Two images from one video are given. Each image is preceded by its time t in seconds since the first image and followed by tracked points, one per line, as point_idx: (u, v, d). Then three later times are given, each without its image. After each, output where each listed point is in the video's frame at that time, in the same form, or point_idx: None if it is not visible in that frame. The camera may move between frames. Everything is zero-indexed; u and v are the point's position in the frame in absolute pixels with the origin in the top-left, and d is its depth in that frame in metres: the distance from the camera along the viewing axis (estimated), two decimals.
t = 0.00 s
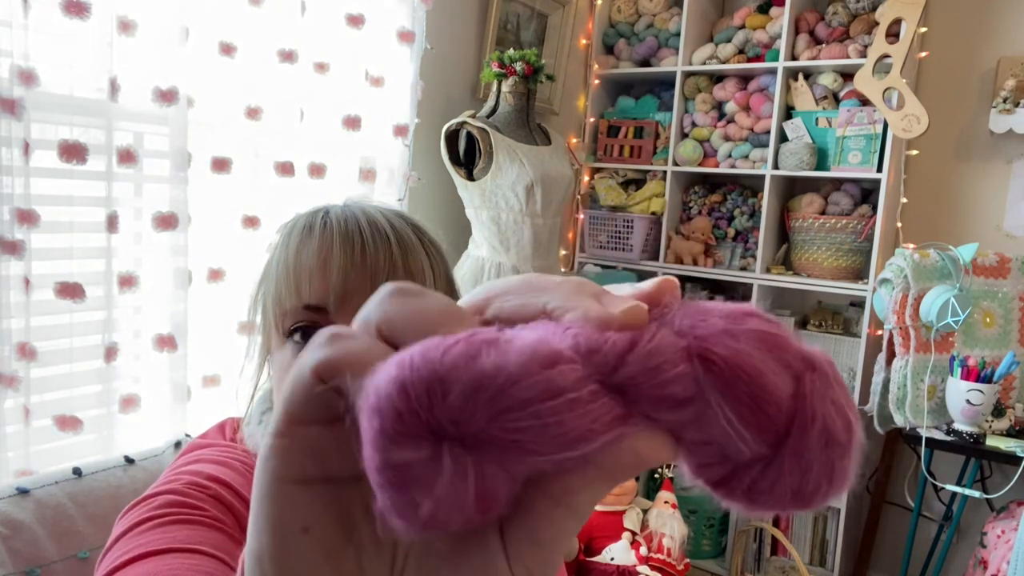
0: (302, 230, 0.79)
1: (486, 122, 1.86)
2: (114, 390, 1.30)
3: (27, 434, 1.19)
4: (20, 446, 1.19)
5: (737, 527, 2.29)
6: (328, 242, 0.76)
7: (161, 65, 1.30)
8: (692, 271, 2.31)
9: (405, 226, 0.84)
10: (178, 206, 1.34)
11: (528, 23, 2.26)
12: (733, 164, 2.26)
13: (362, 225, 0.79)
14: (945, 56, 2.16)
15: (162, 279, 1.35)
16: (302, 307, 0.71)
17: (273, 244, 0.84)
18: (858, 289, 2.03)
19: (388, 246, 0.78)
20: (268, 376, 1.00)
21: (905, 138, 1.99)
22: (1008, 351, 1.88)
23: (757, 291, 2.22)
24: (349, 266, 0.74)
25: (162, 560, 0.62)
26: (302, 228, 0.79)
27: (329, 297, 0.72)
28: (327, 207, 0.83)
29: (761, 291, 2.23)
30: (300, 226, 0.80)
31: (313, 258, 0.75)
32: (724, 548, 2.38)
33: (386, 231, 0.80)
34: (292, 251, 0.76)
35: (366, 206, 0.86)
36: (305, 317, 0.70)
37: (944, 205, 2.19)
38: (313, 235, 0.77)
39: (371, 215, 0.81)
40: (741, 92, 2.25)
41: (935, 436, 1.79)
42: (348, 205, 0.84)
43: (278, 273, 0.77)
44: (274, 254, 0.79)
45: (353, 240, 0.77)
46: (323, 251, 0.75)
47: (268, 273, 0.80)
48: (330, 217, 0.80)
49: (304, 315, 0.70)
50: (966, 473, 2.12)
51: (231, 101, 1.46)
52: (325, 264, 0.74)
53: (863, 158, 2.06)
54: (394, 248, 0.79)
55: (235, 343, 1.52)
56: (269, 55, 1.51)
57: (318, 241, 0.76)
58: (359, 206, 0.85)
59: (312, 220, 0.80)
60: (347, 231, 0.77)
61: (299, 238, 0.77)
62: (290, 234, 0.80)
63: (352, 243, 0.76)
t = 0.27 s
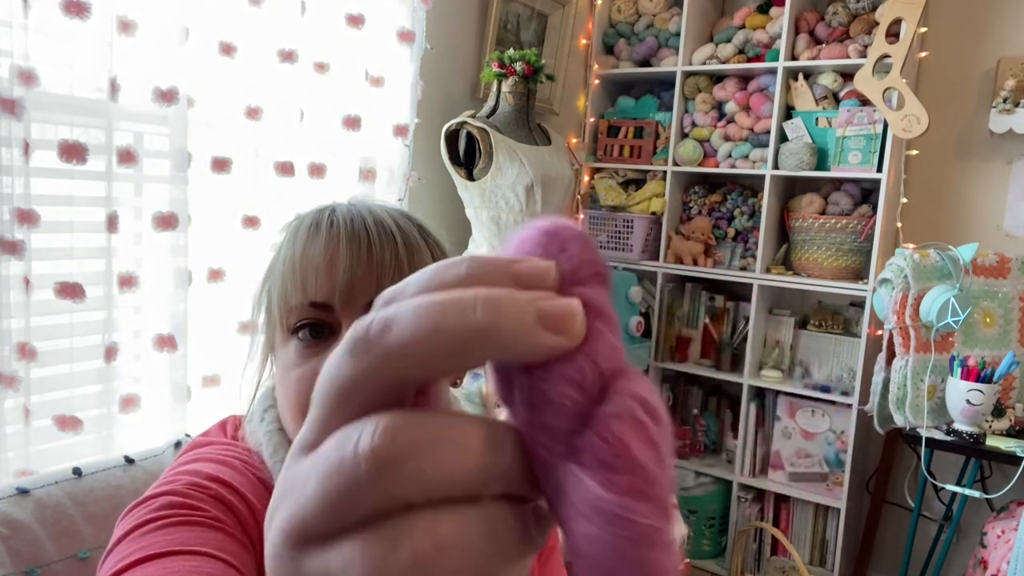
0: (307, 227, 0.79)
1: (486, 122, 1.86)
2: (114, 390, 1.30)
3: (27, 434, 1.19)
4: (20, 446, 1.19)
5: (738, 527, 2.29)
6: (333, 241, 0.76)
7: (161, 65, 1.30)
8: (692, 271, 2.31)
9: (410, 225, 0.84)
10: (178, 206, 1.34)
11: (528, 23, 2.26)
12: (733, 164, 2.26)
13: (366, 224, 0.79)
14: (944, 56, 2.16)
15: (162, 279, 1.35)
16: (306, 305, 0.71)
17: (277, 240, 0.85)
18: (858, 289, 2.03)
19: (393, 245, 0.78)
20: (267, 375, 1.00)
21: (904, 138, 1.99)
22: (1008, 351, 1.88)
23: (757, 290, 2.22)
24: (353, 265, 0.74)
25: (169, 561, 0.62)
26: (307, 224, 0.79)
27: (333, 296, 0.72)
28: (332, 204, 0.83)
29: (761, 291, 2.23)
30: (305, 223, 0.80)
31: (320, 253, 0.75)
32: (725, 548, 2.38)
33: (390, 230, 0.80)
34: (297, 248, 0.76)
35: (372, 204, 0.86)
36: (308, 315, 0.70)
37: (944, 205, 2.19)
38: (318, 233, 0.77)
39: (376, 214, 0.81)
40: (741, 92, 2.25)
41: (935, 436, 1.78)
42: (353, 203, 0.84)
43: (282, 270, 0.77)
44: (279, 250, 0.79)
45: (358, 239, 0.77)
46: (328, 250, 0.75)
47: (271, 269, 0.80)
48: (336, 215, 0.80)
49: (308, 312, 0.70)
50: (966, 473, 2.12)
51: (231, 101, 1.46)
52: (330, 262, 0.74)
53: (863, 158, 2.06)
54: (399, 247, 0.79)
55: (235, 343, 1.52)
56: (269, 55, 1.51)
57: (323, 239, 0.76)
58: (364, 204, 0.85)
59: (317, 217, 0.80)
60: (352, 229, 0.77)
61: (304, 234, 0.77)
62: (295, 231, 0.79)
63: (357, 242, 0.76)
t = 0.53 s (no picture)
0: (308, 226, 0.79)
1: (486, 122, 1.86)
2: (114, 390, 1.30)
3: (26, 434, 1.19)
4: (20, 446, 1.19)
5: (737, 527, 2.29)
6: (334, 240, 0.76)
7: (161, 65, 1.30)
8: (692, 271, 2.32)
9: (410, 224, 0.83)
10: (178, 206, 1.34)
11: (528, 23, 2.26)
12: (733, 164, 2.26)
13: (367, 224, 0.79)
14: (944, 56, 2.16)
15: (162, 279, 1.35)
16: (307, 304, 0.71)
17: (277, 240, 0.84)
18: (858, 288, 2.03)
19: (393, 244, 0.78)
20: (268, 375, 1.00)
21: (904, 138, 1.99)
22: (1008, 351, 1.88)
23: (757, 291, 2.22)
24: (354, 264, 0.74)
25: (166, 564, 0.62)
26: (307, 224, 0.79)
27: (334, 295, 0.72)
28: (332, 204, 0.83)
29: (761, 291, 2.23)
30: (305, 222, 0.80)
31: (321, 253, 0.75)
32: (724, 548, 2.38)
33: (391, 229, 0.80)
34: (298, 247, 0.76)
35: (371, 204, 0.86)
36: (310, 313, 0.71)
37: (944, 205, 2.19)
38: (318, 232, 0.77)
39: (376, 213, 0.81)
40: (741, 92, 2.25)
41: (935, 436, 1.78)
42: (352, 203, 0.84)
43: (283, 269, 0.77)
44: (280, 250, 0.79)
45: (359, 238, 0.77)
46: (329, 249, 0.75)
47: (272, 269, 0.80)
48: (336, 215, 0.80)
49: (310, 311, 0.70)
50: (966, 473, 2.12)
51: (231, 101, 1.46)
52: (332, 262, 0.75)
53: (863, 158, 2.06)
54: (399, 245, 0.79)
55: (235, 343, 1.52)
56: (269, 55, 1.51)
57: (324, 239, 0.76)
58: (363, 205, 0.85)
59: (317, 217, 0.80)
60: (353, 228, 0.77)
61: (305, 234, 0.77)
62: (296, 230, 0.79)
63: (358, 241, 0.76)
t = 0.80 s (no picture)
0: (306, 227, 0.79)
1: (486, 122, 1.86)
2: (114, 390, 1.30)
3: (27, 434, 1.19)
4: (20, 446, 1.19)
5: (737, 527, 2.29)
6: (333, 240, 0.77)
7: (161, 65, 1.30)
8: (692, 271, 2.32)
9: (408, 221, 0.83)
10: (178, 206, 1.34)
11: (528, 23, 2.26)
12: (733, 164, 2.26)
13: (366, 223, 0.79)
14: (944, 56, 2.16)
15: (162, 279, 1.35)
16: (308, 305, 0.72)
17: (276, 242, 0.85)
18: (858, 289, 2.03)
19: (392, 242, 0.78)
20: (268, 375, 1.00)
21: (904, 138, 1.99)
22: (1008, 351, 1.88)
23: (757, 291, 2.22)
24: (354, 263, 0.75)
25: (165, 566, 0.62)
26: (306, 225, 0.79)
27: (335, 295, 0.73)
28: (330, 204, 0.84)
29: (761, 291, 2.23)
30: (303, 223, 0.80)
31: (320, 255, 0.76)
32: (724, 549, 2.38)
33: (389, 226, 0.79)
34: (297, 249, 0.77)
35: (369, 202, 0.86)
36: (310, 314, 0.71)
37: (944, 205, 2.19)
38: (317, 232, 0.77)
39: (374, 212, 0.81)
40: (741, 92, 2.25)
41: (935, 436, 1.78)
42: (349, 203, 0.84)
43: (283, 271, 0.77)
44: (279, 251, 0.80)
45: (358, 236, 0.77)
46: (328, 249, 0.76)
47: (271, 271, 0.80)
48: (334, 214, 0.80)
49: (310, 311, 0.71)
50: (966, 473, 2.12)
51: (231, 101, 1.46)
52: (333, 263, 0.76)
53: (863, 158, 2.06)
54: (397, 242, 0.79)
55: (235, 343, 1.52)
56: (269, 55, 1.51)
57: (323, 238, 0.77)
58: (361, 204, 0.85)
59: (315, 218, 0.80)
60: (351, 228, 0.78)
61: (303, 235, 0.78)
62: (294, 232, 0.80)
63: (358, 239, 0.77)
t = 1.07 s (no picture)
0: (304, 228, 0.79)
1: (486, 122, 1.86)
2: (114, 390, 1.30)
3: (27, 434, 1.19)
4: (20, 446, 1.19)
5: (737, 527, 2.29)
6: (331, 241, 0.76)
7: (161, 65, 1.30)
8: (692, 271, 2.32)
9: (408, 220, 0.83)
10: (178, 206, 1.34)
11: (528, 23, 2.26)
12: (733, 164, 2.26)
13: (364, 223, 0.78)
14: (944, 56, 2.16)
15: (162, 279, 1.35)
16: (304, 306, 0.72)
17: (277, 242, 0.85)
18: (858, 289, 2.03)
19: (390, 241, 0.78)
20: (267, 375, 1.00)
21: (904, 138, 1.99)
22: (1008, 351, 1.88)
23: (757, 290, 2.22)
24: (351, 264, 0.75)
25: (165, 566, 0.62)
26: (304, 225, 0.79)
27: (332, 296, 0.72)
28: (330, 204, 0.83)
29: (760, 291, 2.23)
30: (302, 223, 0.80)
31: (319, 257, 0.76)
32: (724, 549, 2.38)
33: (388, 225, 0.79)
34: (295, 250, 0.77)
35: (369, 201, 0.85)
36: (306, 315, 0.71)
37: (944, 205, 2.19)
38: (315, 233, 0.77)
39: (373, 211, 0.81)
40: (741, 91, 2.25)
41: (935, 436, 1.78)
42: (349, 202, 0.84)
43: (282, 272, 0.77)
44: (278, 252, 0.80)
45: (356, 237, 0.77)
46: (326, 251, 0.76)
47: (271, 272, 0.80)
48: (332, 214, 0.80)
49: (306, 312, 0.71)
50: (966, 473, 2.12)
51: (231, 102, 1.46)
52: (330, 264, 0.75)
53: (863, 158, 2.06)
54: (396, 242, 0.78)
55: (235, 343, 1.52)
56: (269, 55, 1.51)
57: (320, 240, 0.77)
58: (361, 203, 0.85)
59: (313, 218, 0.80)
60: (349, 228, 0.77)
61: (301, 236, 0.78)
62: (292, 233, 0.80)
63: (355, 240, 0.77)
